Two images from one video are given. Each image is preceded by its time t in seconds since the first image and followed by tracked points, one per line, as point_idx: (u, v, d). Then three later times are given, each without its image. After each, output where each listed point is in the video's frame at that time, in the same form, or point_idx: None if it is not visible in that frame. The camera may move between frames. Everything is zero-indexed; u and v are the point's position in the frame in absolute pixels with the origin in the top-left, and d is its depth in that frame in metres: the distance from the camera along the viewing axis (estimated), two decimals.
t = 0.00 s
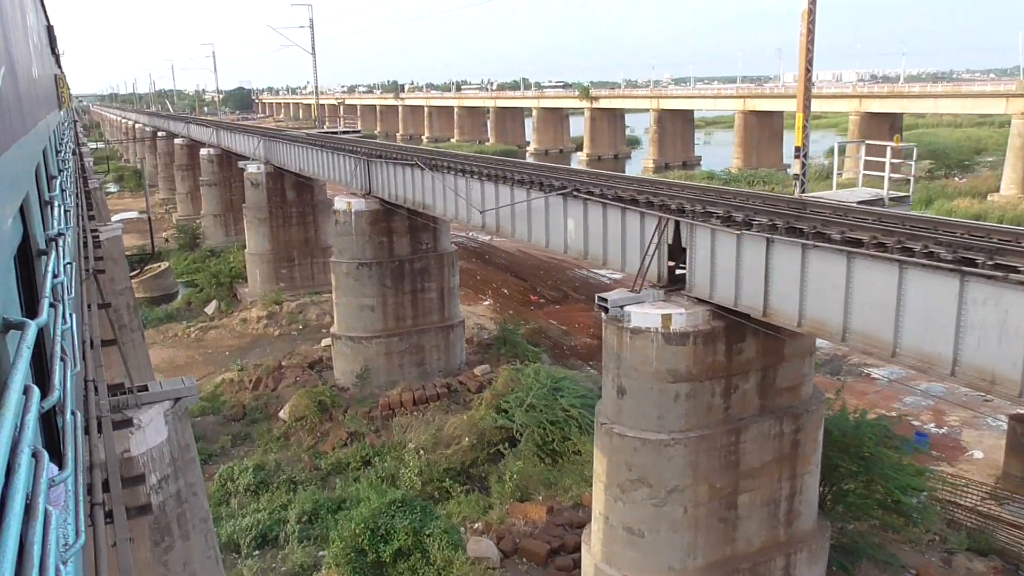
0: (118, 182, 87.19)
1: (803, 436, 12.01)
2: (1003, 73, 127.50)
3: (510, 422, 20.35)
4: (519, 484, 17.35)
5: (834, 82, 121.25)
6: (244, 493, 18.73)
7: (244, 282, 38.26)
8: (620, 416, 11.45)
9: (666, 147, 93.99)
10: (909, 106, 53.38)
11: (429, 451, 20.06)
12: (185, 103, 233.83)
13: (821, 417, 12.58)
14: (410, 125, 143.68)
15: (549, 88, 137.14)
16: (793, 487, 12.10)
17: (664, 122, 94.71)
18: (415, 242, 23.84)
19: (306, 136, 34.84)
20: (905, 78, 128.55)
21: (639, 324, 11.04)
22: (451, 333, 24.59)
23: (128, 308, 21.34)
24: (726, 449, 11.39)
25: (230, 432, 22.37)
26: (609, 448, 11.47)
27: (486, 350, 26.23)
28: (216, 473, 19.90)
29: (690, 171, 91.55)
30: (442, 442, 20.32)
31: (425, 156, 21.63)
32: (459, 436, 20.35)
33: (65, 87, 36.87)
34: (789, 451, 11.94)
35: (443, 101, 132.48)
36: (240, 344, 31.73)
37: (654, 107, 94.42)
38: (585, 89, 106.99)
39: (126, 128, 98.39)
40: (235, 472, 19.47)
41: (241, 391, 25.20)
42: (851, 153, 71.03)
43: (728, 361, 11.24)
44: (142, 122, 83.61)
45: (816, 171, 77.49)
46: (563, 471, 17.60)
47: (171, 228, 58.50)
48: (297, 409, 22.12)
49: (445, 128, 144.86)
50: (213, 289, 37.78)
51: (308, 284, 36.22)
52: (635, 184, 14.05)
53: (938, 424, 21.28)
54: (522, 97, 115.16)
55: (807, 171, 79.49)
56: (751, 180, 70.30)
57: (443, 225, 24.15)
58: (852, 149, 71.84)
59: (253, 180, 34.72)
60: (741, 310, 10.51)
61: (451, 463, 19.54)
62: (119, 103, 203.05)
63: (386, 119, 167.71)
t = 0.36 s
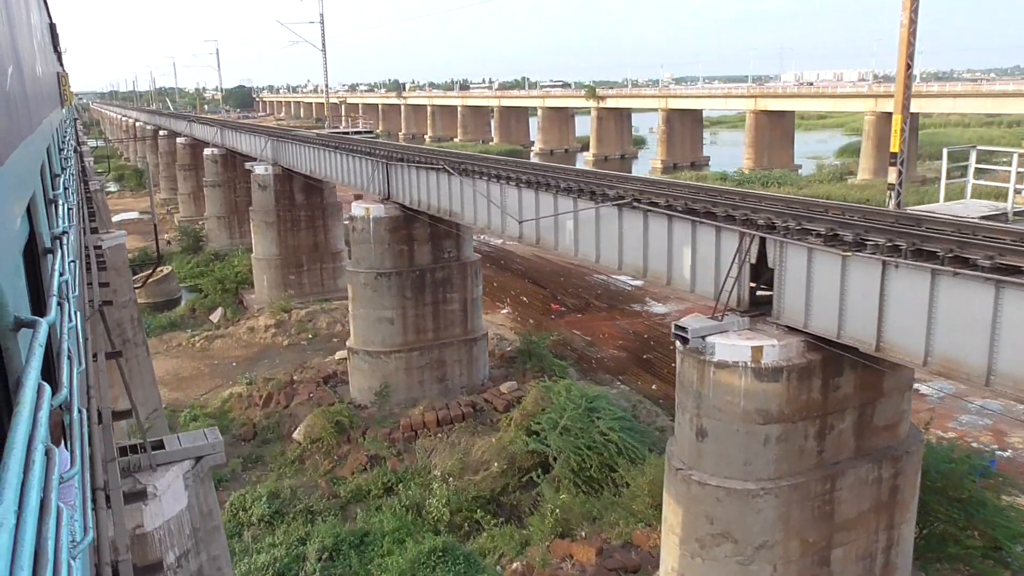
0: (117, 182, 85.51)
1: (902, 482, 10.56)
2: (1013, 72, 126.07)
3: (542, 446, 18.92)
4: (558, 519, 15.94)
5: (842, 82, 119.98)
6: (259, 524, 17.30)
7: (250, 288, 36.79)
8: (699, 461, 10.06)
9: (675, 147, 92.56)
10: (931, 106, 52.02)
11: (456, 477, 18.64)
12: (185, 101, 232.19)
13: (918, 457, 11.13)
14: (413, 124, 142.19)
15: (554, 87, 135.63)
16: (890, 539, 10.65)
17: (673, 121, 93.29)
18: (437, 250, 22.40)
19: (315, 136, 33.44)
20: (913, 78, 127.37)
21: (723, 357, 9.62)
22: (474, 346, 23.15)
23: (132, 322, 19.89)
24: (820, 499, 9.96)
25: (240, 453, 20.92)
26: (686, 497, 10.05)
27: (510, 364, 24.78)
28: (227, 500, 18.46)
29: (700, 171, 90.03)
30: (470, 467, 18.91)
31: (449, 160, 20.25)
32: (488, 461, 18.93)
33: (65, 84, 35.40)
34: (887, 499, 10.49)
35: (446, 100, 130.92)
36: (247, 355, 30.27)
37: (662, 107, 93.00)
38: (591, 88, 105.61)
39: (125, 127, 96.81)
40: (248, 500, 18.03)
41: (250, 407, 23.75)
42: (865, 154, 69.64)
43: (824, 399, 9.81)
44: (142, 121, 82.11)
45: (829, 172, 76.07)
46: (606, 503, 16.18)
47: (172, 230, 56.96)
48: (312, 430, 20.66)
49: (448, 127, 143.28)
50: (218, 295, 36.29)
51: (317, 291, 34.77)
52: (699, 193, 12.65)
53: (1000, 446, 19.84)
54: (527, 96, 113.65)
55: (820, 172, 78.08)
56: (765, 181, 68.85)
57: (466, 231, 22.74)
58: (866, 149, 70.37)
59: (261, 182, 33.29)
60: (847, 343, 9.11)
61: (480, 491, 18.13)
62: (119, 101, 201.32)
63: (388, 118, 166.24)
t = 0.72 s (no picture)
0: (114, 185, 83.91)
1: None
2: (1019, 71, 124.89)
3: (578, 473, 17.46)
4: (604, 562, 14.49)
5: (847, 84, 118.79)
6: (273, 564, 15.82)
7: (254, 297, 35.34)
8: (803, 522, 8.63)
9: (681, 149, 91.20)
10: (947, 106, 50.84)
11: (486, 511, 17.15)
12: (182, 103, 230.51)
13: None
14: (413, 126, 140.68)
15: (556, 88, 134.31)
16: None
17: (679, 122, 91.97)
18: (460, 261, 20.94)
19: (323, 139, 32.10)
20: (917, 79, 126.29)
21: (836, 404, 8.19)
22: (498, 364, 21.69)
23: (135, 342, 18.46)
24: (946, 567, 8.50)
25: (250, 483, 19.42)
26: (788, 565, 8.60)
27: (534, 382, 23.32)
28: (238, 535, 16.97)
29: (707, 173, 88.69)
30: (500, 499, 17.42)
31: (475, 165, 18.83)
32: (520, 492, 17.44)
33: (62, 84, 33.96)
34: (1015, 562, 9.03)
35: (447, 101, 129.53)
36: (253, 369, 28.78)
37: (668, 108, 91.69)
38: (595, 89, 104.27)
39: (122, 129, 95.21)
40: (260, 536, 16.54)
41: (259, 429, 22.24)
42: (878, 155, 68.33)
43: (952, 451, 8.37)
44: (140, 123, 80.59)
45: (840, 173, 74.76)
46: (656, 543, 14.70)
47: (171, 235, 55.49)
48: (328, 456, 19.18)
49: (449, 128, 141.88)
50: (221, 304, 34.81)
51: (324, 301, 33.32)
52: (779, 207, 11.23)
53: None
54: (530, 97, 112.33)
55: (830, 173, 76.76)
56: (776, 183, 67.53)
57: (489, 241, 21.27)
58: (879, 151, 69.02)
59: (267, 187, 31.89)
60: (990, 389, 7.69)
61: (512, 526, 16.66)
62: (116, 103, 199.46)
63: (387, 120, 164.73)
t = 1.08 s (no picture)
0: (110, 191, 82.35)
1: None
2: None
3: (620, 509, 15.94)
4: None
5: (850, 85, 117.58)
6: None
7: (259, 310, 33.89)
8: None
9: (687, 152, 89.85)
10: (964, 106, 49.54)
11: (523, 552, 15.67)
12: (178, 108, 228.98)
13: None
14: (412, 129, 139.22)
15: (557, 91, 132.99)
16: None
17: (684, 125, 90.71)
18: (486, 276, 19.49)
19: (331, 144, 30.74)
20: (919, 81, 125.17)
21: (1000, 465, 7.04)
22: (526, 387, 20.25)
23: (138, 367, 16.93)
24: None
25: (263, 518, 17.91)
26: None
27: (563, 405, 21.84)
28: None
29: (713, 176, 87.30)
30: (538, 537, 15.94)
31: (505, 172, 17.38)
32: (558, 530, 15.95)
33: (59, 89, 32.62)
34: None
35: (447, 104, 128.16)
36: (260, 388, 27.30)
37: (672, 110, 90.40)
38: (598, 92, 102.93)
39: (118, 134, 93.63)
40: None
41: (269, 456, 20.75)
42: (890, 157, 66.97)
43: None
44: (137, 128, 79.08)
45: (850, 175, 73.43)
46: None
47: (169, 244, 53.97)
48: (347, 490, 17.69)
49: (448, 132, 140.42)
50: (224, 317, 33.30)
51: (333, 314, 31.87)
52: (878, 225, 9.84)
53: None
54: (531, 99, 110.96)
55: (840, 175, 75.43)
56: (787, 186, 66.16)
57: (516, 255, 19.84)
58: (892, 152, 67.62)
59: (272, 196, 30.54)
60: None
61: (552, 568, 15.17)
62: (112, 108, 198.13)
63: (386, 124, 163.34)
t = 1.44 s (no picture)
0: (108, 199, 80.94)
1: None
2: None
3: (674, 551, 14.34)
4: None
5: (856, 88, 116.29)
6: None
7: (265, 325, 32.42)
8: None
9: (693, 156, 88.54)
10: (986, 110, 48.17)
11: None
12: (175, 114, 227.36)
13: None
14: (412, 134, 137.86)
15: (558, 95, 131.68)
16: None
17: (690, 128, 89.43)
18: (517, 294, 18.05)
19: (341, 152, 29.40)
20: (925, 83, 123.89)
21: None
22: (559, 412, 18.79)
23: (139, 397, 15.38)
24: None
25: (278, 561, 16.39)
26: None
27: (596, 431, 20.38)
28: None
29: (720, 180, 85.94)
30: None
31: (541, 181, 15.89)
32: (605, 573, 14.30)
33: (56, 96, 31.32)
34: None
35: (447, 109, 126.81)
36: (268, 410, 25.80)
37: (678, 114, 89.14)
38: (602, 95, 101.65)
39: (115, 140, 92.27)
40: None
41: (283, 487, 19.24)
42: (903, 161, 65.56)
43: None
44: (135, 134, 77.63)
45: (861, 179, 72.04)
46: None
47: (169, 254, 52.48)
48: (371, 529, 16.17)
49: (449, 137, 139.00)
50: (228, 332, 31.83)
51: (342, 329, 30.51)
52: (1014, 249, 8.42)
53: None
54: (533, 103, 109.70)
55: (851, 179, 74.03)
56: (800, 190, 64.76)
57: (548, 271, 18.41)
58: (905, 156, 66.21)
59: (279, 206, 29.19)
60: None
61: None
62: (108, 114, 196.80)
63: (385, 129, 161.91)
